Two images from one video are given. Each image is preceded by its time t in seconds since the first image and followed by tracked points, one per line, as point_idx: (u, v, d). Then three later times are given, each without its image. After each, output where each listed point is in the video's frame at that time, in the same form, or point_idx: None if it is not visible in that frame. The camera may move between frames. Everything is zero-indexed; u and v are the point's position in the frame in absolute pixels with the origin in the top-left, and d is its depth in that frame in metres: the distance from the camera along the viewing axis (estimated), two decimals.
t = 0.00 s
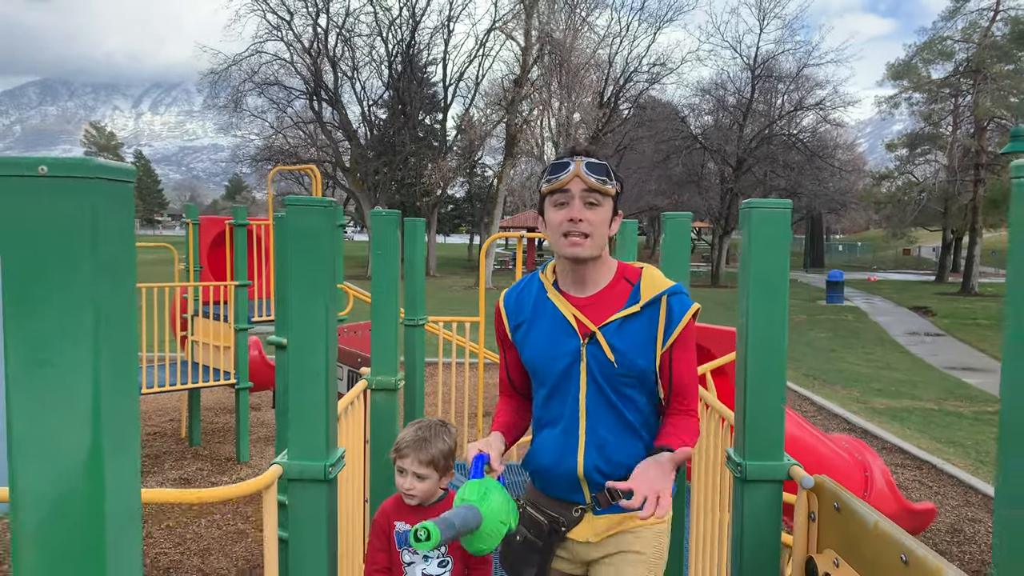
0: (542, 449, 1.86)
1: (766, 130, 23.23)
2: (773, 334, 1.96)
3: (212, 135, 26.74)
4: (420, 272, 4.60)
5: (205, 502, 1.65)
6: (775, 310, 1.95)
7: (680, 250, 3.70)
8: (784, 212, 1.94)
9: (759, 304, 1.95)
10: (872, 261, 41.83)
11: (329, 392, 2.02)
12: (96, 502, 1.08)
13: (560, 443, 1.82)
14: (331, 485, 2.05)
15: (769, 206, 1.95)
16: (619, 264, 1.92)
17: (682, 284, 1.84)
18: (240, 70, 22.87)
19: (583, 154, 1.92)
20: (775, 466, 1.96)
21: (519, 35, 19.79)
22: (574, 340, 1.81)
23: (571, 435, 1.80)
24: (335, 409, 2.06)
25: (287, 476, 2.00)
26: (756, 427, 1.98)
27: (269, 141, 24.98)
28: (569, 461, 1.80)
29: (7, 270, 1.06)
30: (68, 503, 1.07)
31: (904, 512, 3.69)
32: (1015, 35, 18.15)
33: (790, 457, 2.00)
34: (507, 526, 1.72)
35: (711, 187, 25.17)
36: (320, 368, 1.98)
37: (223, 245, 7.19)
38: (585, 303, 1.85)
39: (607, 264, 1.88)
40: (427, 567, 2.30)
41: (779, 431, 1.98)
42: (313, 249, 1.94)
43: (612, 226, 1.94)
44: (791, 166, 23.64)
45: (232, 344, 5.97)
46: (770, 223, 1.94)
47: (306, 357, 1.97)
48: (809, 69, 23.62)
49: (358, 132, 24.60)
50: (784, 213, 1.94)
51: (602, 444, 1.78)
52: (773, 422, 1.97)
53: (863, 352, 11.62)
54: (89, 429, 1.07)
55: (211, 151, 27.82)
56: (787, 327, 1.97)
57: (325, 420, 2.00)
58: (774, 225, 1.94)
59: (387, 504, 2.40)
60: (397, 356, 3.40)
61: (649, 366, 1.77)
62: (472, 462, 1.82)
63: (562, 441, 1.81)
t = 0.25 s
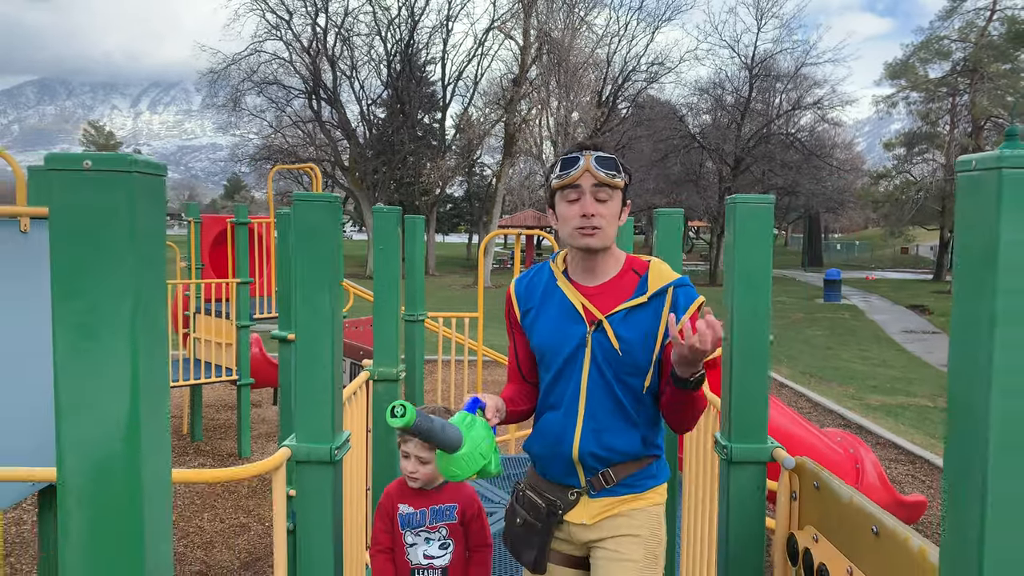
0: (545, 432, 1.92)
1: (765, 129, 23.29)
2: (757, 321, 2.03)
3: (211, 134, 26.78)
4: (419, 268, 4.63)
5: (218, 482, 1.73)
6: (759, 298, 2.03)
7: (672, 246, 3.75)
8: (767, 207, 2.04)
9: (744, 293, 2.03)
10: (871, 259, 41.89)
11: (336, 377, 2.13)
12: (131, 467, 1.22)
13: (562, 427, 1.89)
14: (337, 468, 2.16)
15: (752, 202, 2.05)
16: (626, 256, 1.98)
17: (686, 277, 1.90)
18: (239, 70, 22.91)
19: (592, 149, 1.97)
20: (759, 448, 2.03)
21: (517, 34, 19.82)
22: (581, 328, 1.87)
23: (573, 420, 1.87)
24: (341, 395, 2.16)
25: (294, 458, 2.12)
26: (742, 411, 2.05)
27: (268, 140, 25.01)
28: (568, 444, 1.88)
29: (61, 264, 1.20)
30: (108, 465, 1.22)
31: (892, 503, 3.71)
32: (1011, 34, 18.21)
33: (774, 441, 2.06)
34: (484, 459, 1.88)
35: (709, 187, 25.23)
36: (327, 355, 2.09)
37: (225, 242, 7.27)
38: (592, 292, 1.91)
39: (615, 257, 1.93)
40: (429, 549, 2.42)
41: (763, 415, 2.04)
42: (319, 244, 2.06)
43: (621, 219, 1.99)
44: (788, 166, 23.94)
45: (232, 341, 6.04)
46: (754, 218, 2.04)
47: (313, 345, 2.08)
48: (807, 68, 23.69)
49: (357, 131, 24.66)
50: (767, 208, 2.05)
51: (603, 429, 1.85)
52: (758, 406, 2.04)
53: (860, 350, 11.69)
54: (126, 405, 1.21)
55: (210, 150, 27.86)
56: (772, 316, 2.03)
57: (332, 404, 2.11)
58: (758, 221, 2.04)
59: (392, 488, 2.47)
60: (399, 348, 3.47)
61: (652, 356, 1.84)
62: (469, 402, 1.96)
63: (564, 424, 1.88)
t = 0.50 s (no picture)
0: (563, 436, 1.91)
1: (762, 129, 23.37)
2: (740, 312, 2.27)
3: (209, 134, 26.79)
4: (419, 266, 4.70)
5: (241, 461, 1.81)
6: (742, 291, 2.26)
7: (664, 246, 3.81)
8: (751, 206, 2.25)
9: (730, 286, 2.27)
10: (867, 258, 42.06)
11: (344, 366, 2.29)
12: (176, 432, 1.24)
13: (579, 431, 1.87)
14: (346, 451, 2.32)
15: (736, 201, 2.25)
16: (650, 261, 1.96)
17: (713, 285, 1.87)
18: (237, 70, 22.95)
19: (618, 150, 1.95)
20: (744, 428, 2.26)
21: (515, 35, 19.88)
22: (604, 331, 1.86)
23: (591, 423, 1.86)
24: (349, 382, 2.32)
25: (306, 442, 2.28)
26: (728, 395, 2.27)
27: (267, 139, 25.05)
28: (586, 448, 1.85)
29: (113, 235, 1.21)
30: (156, 428, 1.23)
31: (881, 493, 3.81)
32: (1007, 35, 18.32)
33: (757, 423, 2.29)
34: (499, 463, 1.88)
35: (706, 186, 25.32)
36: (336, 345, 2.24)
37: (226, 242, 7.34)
38: (617, 296, 1.89)
39: (638, 261, 1.91)
40: (425, 532, 2.50)
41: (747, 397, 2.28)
42: (328, 241, 2.21)
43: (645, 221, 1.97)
44: (785, 165, 24.04)
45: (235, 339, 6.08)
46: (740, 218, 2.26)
47: (323, 336, 2.23)
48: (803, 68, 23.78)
49: (355, 130, 24.72)
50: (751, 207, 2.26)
51: (622, 434, 1.83)
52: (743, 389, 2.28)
53: (854, 348, 11.79)
54: (171, 371, 1.23)
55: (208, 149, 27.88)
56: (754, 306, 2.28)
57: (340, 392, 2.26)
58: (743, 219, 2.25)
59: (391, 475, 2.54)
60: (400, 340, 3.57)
61: (676, 364, 1.82)
62: (487, 405, 1.98)
63: (584, 426, 1.86)
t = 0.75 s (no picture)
0: (573, 433, 1.97)
1: (757, 129, 23.47)
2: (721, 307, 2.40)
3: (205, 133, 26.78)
4: (418, 266, 4.77)
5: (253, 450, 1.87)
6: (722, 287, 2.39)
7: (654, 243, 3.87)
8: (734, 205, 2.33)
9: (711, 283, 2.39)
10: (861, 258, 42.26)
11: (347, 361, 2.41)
12: (198, 419, 1.36)
13: (590, 429, 1.93)
14: (349, 441, 2.45)
15: (721, 201, 2.32)
16: (656, 260, 2.02)
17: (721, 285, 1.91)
18: (234, 69, 22.97)
19: (624, 151, 2.01)
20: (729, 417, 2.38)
21: (511, 35, 19.94)
22: (612, 334, 1.91)
23: (601, 423, 1.92)
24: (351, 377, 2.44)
25: (311, 433, 2.40)
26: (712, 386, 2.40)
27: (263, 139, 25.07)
28: (596, 445, 1.92)
29: (140, 241, 1.32)
30: (180, 413, 1.35)
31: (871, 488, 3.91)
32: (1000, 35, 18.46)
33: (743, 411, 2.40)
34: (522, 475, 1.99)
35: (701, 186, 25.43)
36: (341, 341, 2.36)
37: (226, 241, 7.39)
38: (624, 298, 1.94)
39: (645, 261, 1.97)
40: (420, 522, 2.57)
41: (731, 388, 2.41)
42: (333, 242, 2.33)
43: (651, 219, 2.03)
44: (780, 164, 24.11)
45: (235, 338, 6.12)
46: (722, 218, 2.34)
47: (327, 332, 2.35)
48: (798, 68, 23.90)
49: (351, 130, 24.77)
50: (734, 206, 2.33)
51: (631, 432, 1.90)
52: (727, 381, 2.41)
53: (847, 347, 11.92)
54: (193, 361, 1.34)
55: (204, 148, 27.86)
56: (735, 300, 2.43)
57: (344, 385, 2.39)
58: (725, 220, 2.34)
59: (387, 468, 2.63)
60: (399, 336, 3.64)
61: (682, 363, 1.88)
62: (501, 419, 2.03)
63: (593, 424, 1.93)
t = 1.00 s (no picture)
0: (568, 429, 2.01)
1: (749, 127, 23.57)
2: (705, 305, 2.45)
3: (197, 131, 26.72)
4: (411, 264, 4.81)
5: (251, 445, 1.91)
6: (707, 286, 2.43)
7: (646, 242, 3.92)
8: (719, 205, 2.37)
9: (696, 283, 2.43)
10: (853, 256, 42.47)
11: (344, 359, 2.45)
12: (207, 418, 1.40)
13: (584, 424, 1.98)
14: (345, 436, 2.49)
15: (706, 203, 2.36)
16: (648, 258, 2.06)
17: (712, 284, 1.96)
18: (226, 68, 22.94)
19: (619, 151, 2.05)
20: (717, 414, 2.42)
21: (504, 34, 19.94)
22: (604, 332, 1.95)
23: (595, 419, 1.96)
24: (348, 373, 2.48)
25: (309, 428, 2.44)
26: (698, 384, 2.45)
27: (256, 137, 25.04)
28: (590, 441, 1.96)
29: (154, 243, 1.36)
30: (188, 412, 1.39)
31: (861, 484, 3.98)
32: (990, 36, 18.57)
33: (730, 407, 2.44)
34: (527, 490, 1.95)
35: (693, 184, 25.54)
36: (337, 339, 2.40)
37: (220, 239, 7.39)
38: (617, 297, 1.98)
39: (637, 260, 2.00)
40: (421, 522, 2.60)
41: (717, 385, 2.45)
42: (330, 239, 2.37)
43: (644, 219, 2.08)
44: (772, 163, 24.23)
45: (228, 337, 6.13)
46: (707, 219, 2.40)
47: (325, 330, 2.40)
48: (790, 67, 24.00)
49: (345, 129, 24.77)
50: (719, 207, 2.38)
51: (623, 427, 1.94)
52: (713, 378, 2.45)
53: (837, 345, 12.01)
54: (203, 360, 1.38)
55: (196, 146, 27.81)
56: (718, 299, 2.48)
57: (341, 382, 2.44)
58: (709, 220, 2.39)
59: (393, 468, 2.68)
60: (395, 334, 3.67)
61: (675, 361, 1.93)
62: (508, 432, 2.02)
63: (587, 421, 1.97)
